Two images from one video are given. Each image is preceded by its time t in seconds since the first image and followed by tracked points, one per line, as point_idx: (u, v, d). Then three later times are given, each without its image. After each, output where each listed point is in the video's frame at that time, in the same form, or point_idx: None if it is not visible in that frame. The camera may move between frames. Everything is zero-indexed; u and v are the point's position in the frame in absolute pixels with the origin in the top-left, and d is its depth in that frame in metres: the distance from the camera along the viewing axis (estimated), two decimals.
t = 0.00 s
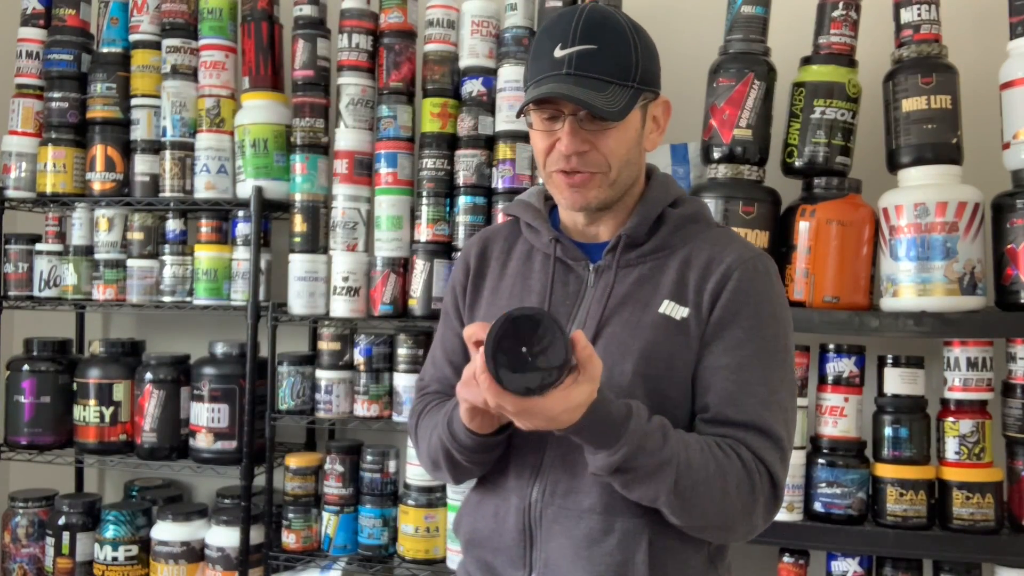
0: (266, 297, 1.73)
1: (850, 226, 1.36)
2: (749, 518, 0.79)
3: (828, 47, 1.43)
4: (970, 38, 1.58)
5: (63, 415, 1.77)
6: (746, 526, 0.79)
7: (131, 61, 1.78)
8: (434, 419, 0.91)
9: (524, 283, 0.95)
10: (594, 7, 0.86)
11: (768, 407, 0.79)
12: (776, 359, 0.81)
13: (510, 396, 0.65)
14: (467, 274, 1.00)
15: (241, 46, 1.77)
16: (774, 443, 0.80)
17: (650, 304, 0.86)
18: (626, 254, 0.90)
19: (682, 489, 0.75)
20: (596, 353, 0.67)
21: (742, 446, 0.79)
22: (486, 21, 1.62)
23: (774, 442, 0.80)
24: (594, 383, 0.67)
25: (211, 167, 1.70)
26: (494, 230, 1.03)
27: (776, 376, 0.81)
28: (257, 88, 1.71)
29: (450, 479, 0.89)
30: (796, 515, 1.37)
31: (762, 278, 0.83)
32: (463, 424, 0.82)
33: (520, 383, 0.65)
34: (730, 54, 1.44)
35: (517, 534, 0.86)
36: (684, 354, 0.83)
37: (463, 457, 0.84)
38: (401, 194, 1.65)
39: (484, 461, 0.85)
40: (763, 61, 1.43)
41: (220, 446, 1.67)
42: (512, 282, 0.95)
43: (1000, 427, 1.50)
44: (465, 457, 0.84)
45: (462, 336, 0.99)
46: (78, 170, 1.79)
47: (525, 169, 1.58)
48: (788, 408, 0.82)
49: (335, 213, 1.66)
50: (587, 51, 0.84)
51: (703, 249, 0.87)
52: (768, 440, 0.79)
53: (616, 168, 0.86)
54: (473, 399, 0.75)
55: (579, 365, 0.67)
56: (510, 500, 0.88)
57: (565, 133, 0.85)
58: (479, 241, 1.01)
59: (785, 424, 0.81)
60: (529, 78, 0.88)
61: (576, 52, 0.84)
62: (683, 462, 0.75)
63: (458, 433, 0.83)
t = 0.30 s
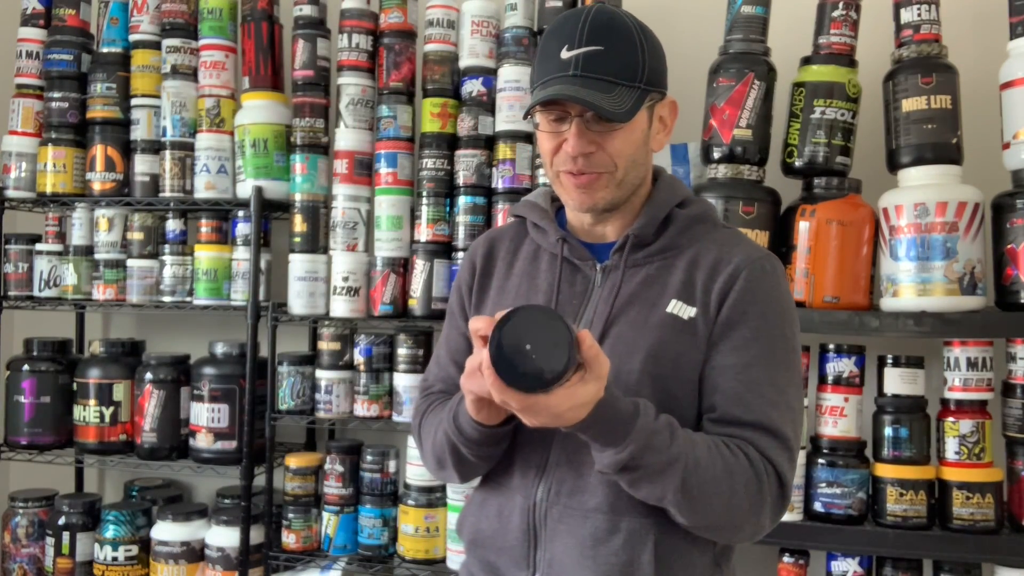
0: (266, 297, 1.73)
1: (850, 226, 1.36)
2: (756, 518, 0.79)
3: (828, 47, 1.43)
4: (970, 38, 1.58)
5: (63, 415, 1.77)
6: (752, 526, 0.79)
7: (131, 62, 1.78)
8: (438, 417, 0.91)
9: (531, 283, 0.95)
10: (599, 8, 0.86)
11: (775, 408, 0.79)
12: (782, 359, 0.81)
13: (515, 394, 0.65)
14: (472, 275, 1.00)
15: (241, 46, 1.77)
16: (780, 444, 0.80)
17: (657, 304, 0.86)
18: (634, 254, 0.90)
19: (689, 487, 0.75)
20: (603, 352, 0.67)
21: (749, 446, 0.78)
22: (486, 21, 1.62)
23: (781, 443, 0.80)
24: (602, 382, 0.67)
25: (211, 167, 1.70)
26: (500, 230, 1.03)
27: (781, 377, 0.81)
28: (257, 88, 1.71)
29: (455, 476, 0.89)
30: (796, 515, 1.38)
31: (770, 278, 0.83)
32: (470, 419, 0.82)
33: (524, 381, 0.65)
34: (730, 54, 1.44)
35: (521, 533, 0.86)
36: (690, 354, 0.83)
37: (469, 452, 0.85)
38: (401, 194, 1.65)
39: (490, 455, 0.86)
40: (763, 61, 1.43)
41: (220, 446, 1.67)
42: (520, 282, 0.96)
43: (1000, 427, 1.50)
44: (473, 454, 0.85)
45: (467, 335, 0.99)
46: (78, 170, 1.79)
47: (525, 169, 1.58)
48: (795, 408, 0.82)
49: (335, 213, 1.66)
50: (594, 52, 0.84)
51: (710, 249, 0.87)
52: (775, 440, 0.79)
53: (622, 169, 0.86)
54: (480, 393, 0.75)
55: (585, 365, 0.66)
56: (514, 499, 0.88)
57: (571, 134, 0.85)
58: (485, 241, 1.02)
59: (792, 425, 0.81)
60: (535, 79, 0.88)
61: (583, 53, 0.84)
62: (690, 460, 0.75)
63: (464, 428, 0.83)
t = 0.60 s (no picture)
0: (266, 297, 1.73)
1: (850, 226, 1.36)
2: (771, 525, 0.79)
3: (828, 47, 1.43)
4: (970, 38, 1.58)
5: (63, 415, 1.77)
6: (769, 532, 0.79)
7: (131, 62, 1.78)
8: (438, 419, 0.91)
9: (539, 283, 0.95)
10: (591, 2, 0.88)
11: (788, 414, 0.79)
12: (795, 363, 0.81)
13: (526, 436, 0.65)
14: (481, 276, 1.00)
15: (241, 46, 1.77)
16: (794, 450, 0.80)
17: (668, 307, 0.86)
18: (643, 255, 0.90)
19: (707, 498, 0.75)
20: (603, 372, 0.66)
21: (764, 453, 0.78)
22: (486, 21, 1.62)
23: (794, 448, 0.80)
24: (611, 404, 0.66)
25: (211, 167, 1.70)
26: (508, 231, 1.03)
27: (795, 382, 0.81)
28: (257, 88, 1.71)
29: (455, 478, 0.90)
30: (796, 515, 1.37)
31: (781, 285, 0.84)
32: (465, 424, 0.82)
33: (533, 423, 0.64)
34: (730, 54, 1.44)
35: (528, 535, 0.86)
36: (701, 357, 0.83)
37: (467, 455, 0.85)
38: (401, 194, 1.65)
39: (487, 457, 0.86)
40: (763, 61, 1.43)
41: (220, 446, 1.67)
42: (529, 283, 0.95)
43: (1000, 427, 1.50)
44: (470, 454, 0.84)
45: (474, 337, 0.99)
46: (78, 170, 1.79)
47: (525, 169, 1.58)
48: (807, 412, 0.82)
49: (335, 213, 1.66)
50: (580, 39, 0.85)
51: (721, 253, 0.88)
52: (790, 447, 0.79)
53: (612, 154, 0.85)
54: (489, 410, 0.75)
55: (588, 389, 0.65)
56: (521, 501, 0.88)
57: (558, 119, 0.86)
58: (494, 243, 1.02)
59: (805, 430, 0.81)
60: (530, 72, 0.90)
61: (569, 40, 0.85)
62: (707, 472, 0.74)
63: (459, 434, 0.83)
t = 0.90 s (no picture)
0: (266, 297, 1.73)
1: (850, 227, 1.36)
2: (776, 534, 0.78)
3: (828, 47, 1.43)
4: (970, 38, 1.58)
5: (63, 415, 1.77)
6: (772, 542, 0.78)
7: (131, 62, 1.78)
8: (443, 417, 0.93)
9: (543, 280, 0.96)
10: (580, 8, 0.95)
11: (791, 419, 0.78)
12: (797, 368, 0.79)
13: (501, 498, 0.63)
14: (491, 274, 1.03)
15: (241, 46, 1.77)
16: (797, 458, 0.78)
17: (666, 307, 0.86)
18: (643, 253, 0.91)
19: (702, 521, 0.74)
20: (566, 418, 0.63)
21: (762, 467, 0.77)
22: (486, 21, 1.62)
23: (798, 456, 0.78)
24: (587, 447, 0.65)
25: (211, 167, 1.70)
26: (519, 229, 1.05)
27: (798, 387, 0.79)
28: (257, 88, 1.71)
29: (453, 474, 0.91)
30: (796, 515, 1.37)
31: (781, 287, 0.82)
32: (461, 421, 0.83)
33: (502, 486, 0.62)
34: (729, 55, 1.45)
35: (528, 532, 0.87)
36: (699, 357, 0.83)
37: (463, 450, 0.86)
38: (401, 194, 1.65)
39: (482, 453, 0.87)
40: (764, 61, 1.43)
41: (220, 446, 1.67)
42: (534, 279, 0.97)
43: (1000, 427, 1.50)
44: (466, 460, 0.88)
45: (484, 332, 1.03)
46: (78, 170, 1.79)
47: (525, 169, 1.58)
48: (810, 417, 0.80)
49: (335, 213, 1.66)
50: (541, 38, 0.94)
51: (721, 252, 0.86)
52: (791, 454, 0.78)
53: (554, 136, 0.90)
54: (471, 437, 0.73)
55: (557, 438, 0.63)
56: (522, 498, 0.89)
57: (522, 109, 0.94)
58: (505, 240, 1.05)
59: (807, 436, 0.79)
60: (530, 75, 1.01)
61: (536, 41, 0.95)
62: (699, 497, 0.73)
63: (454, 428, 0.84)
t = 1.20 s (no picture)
0: (266, 297, 1.73)
1: (850, 227, 1.36)
2: (748, 538, 0.73)
3: (828, 47, 1.43)
4: (970, 38, 1.58)
5: (63, 415, 1.77)
6: (744, 546, 0.74)
7: (131, 62, 1.78)
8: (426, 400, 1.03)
9: (528, 279, 0.98)
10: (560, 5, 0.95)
11: (752, 420, 0.74)
12: (762, 366, 0.75)
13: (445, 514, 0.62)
14: (490, 272, 1.07)
15: (241, 46, 1.77)
16: (762, 459, 0.73)
17: (629, 304, 0.85)
18: (612, 250, 0.90)
19: (663, 531, 0.70)
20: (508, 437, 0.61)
21: (726, 469, 0.73)
22: (486, 21, 1.62)
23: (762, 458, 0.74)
24: (531, 465, 0.63)
25: (211, 167, 1.70)
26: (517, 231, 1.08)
27: (765, 385, 0.75)
28: (257, 88, 1.71)
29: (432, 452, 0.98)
30: (796, 515, 1.37)
31: (743, 281, 0.79)
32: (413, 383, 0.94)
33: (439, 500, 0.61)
34: (729, 54, 1.45)
35: (505, 523, 0.90)
36: (661, 354, 0.82)
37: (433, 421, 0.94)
38: (401, 194, 1.65)
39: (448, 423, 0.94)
40: (764, 61, 1.43)
41: (220, 446, 1.67)
42: (522, 278, 0.99)
43: (1000, 426, 1.50)
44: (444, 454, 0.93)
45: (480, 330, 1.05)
46: (78, 170, 1.79)
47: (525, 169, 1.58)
48: (778, 417, 0.75)
49: (335, 213, 1.66)
50: (520, 37, 0.95)
51: (686, 248, 0.85)
52: (756, 456, 0.73)
53: (529, 134, 0.92)
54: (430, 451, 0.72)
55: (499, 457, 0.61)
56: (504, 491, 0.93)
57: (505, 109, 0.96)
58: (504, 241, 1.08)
59: (773, 439, 0.75)
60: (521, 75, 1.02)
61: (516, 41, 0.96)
62: (657, 507, 0.70)
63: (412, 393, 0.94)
